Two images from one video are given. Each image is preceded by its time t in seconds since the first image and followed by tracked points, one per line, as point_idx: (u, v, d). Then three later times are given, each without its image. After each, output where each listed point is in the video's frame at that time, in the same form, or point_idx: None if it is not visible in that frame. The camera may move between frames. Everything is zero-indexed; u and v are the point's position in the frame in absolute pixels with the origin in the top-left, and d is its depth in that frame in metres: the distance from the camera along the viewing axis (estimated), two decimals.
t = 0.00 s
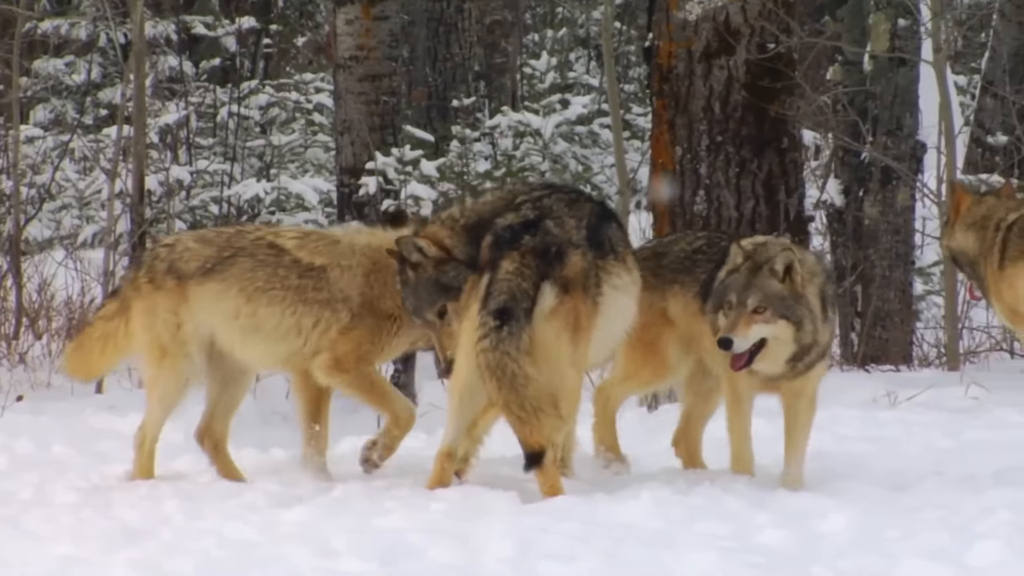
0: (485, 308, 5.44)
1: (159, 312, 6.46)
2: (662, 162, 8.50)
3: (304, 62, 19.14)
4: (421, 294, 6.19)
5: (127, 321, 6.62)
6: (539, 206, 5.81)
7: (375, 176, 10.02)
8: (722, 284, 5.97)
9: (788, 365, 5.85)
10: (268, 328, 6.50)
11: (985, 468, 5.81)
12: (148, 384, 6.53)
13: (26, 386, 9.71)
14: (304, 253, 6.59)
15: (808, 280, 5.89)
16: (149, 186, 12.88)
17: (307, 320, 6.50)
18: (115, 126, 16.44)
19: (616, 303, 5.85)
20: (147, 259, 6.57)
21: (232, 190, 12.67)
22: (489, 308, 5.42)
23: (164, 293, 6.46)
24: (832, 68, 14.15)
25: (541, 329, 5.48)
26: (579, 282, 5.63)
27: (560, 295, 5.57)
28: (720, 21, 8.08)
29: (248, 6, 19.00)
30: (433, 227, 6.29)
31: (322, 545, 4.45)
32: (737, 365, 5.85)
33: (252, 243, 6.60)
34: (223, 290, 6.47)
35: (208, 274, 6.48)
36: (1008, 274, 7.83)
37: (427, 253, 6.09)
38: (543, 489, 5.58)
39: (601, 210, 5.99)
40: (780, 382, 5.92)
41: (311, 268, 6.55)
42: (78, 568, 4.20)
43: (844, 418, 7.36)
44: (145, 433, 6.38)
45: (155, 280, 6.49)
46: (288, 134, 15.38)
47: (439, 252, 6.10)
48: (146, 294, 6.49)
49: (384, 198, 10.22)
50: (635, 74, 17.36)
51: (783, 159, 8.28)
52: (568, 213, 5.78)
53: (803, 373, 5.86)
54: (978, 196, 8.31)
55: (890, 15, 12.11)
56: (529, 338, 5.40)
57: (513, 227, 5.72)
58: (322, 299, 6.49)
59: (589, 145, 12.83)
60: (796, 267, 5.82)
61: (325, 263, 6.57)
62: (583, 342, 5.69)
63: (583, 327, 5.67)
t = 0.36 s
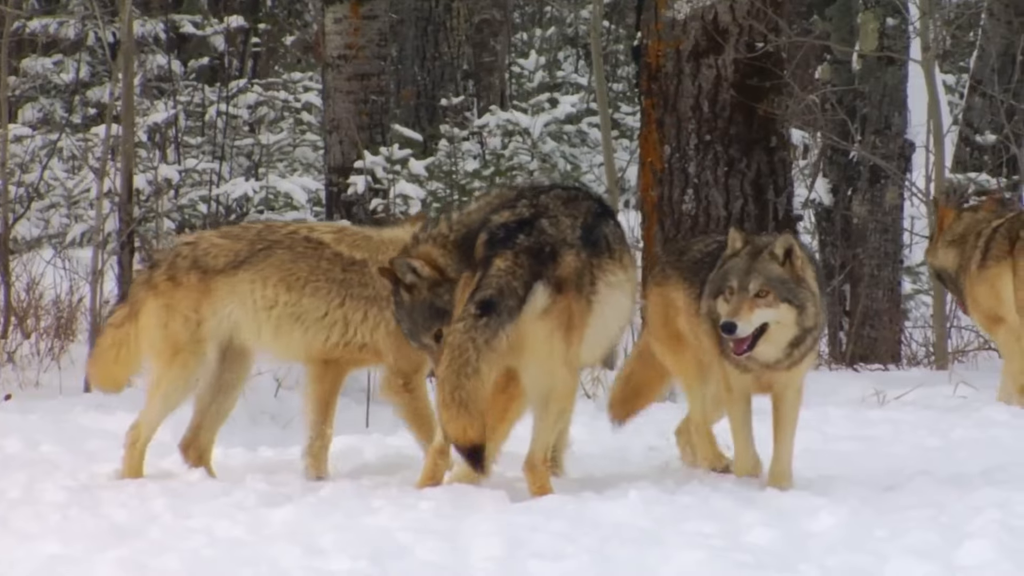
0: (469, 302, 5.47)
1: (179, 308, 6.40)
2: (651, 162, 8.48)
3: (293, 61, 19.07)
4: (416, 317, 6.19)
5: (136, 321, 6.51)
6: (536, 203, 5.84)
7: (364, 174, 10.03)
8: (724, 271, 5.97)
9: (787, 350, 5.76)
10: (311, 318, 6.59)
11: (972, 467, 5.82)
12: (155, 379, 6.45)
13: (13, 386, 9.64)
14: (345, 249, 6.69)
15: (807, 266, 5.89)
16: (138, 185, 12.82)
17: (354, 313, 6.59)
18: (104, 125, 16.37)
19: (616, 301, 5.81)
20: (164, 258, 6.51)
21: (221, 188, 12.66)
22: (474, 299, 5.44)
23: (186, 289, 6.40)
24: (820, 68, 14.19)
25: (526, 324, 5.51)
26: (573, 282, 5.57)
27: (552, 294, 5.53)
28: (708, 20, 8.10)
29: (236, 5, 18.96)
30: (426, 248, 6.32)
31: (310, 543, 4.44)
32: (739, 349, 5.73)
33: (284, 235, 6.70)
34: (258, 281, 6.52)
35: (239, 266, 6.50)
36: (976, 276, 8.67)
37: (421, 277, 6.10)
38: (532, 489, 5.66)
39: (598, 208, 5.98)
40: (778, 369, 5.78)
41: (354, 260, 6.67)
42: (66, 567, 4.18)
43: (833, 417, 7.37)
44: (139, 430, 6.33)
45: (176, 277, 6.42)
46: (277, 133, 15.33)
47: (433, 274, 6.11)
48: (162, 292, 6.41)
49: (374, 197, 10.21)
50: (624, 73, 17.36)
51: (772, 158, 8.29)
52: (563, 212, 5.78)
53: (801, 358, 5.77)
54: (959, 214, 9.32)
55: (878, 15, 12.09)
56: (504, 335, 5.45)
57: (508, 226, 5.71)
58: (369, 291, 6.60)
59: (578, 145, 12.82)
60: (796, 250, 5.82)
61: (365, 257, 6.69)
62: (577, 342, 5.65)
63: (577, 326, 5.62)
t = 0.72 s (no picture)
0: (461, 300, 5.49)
1: (213, 308, 6.32)
2: (643, 161, 8.47)
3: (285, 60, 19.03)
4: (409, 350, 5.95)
5: (162, 319, 6.41)
6: (530, 202, 5.79)
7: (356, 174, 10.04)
8: (717, 286, 5.98)
9: (780, 367, 5.82)
10: (360, 313, 6.66)
11: (964, 466, 5.83)
12: (172, 376, 6.38)
13: (5, 385, 9.59)
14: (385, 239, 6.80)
15: (799, 282, 5.97)
16: (130, 184, 12.77)
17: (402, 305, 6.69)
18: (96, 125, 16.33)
19: (611, 298, 5.81)
20: (195, 257, 6.42)
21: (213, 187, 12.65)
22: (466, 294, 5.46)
23: (221, 286, 6.32)
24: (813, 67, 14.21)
25: (518, 319, 5.52)
26: (569, 279, 5.58)
27: (547, 292, 5.54)
28: (700, 20, 8.09)
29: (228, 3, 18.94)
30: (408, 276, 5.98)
31: (302, 543, 4.43)
32: (730, 364, 5.75)
33: (322, 230, 6.70)
34: (299, 280, 6.50)
35: (277, 265, 6.46)
36: (954, 282, 8.88)
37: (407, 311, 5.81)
38: (524, 488, 5.65)
39: (593, 205, 5.97)
40: (778, 387, 5.84)
41: (394, 253, 6.76)
42: (58, 567, 4.16)
43: (826, 417, 7.37)
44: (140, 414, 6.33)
45: (210, 277, 6.32)
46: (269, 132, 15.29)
47: (416, 305, 5.82)
48: (194, 292, 6.31)
49: (366, 196, 10.22)
50: (616, 72, 17.37)
51: (764, 157, 8.30)
52: (558, 209, 5.77)
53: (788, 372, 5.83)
54: (935, 228, 9.43)
55: (871, 14, 12.11)
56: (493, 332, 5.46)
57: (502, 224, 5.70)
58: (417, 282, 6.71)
59: (570, 144, 12.81)
60: (788, 266, 5.89)
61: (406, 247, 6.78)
62: (572, 340, 5.65)
63: (571, 324, 5.62)
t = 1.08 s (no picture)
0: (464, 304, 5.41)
1: (256, 307, 6.57)
2: (637, 160, 8.45)
3: (280, 59, 19.00)
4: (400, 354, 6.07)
5: (204, 316, 6.64)
6: (522, 202, 5.85)
7: (350, 173, 10.16)
8: (703, 299, 5.72)
9: (770, 378, 5.45)
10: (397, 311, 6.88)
11: (959, 466, 5.83)
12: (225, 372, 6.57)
13: None
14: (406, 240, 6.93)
15: (785, 292, 5.61)
16: (124, 183, 12.75)
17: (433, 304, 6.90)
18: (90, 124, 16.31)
19: (604, 293, 5.89)
20: (235, 257, 6.70)
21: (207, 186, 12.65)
22: (472, 304, 5.39)
23: (266, 285, 6.62)
24: (807, 66, 14.23)
25: (520, 324, 5.51)
26: (564, 279, 5.59)
27: (544, 292, 5.53)
28: (694, 19, 8.10)
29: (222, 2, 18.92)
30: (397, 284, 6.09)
31: (295, 542, 4.42)
32: (716, 374, 5.41)
33: (347, 235, 6.93)
34: (333, 281, 6.75)
35: (311, 267, 6.74)
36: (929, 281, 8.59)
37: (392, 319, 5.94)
38: (518, 487, 5.64)
39: (582, 201, 6.04)
40: (769, 398, 5.47)
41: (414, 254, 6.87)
42: (50, 565, 4.15)
43: (820, 416, 7.38)
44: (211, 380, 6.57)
45: (251, 278, 6.61)
46: (263, 131, 15.27)
47: (403, 313, 5.94)
48: (238, 289, 6.59)
49: (360, 195, 10.28)
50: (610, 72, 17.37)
51: (758, 156, 8.29)
52: (552, 209, 5.80)
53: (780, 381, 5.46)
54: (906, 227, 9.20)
55: (865, 13, 12.14)
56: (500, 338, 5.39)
57: (496, 226, 5.68)
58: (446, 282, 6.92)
59: (564, 143, 12.79)
60: (773, 275, 5.56)
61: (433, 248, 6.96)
62: (568, 339, 5.66)
63: (568, 324, 5.63)
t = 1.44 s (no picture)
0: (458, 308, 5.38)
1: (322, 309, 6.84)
2: (630, 159, 8.44)
3: (272, 59, 18.98)
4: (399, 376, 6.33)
5: (266, 315, 6.77)
6: (508, 203, 5.90)
7: (343, 172, 10.22)
8: (679, 317, 5.73)
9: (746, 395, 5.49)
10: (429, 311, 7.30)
11: (951, 465, 5.84)
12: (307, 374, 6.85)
13: None
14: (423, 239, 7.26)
15: (765, 311, 5.61)
16: (116, 183, 12.71)
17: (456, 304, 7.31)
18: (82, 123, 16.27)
19: (594, 290, 5.86)
20: (289, 257, 6.92)
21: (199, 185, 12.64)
22: (469, 316, 5.36)
23: (326, 282, 6.90)
24: (800, 64, 14.24)
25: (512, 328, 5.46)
26: (551, 279, 5.58)
27: (532, 294, 5.50)
28: (687, 18, 8.08)
29: (214, 2, 18.95)
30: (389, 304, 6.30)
31: (288, 541, 4.41)
32: (695, 397, 5.44)
33: (375, 233, 7.26)
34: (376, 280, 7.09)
35: (355, 265, 7.06)
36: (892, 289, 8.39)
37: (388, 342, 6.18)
38: (510, 487, 5.63)
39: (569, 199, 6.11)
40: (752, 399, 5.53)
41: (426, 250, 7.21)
42: (43, 565, 4.14)
43: (813, 415, 7.39)
44: (339, 419, 6.92)
45: (313, 278, 6.86)
46: (256, 130, 15.23)
47: (395, 335, 6.17)
48: (299, 285, 6.83)
49: (353, 194, 10.31)
50: (603, 71, 17.38)
51: (751, 156, 8.31)
52: (539, 209, 5.85)
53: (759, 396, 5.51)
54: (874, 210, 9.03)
55: (858, 12, 12.20)
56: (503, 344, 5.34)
57: (483, 229, 5.70)
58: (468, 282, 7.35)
59: (557, 142, 12.78)
60: (751, 294, 5.56)
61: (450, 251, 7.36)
62: (558, 339, 5.64)
63: (558, 323, 5.61)
